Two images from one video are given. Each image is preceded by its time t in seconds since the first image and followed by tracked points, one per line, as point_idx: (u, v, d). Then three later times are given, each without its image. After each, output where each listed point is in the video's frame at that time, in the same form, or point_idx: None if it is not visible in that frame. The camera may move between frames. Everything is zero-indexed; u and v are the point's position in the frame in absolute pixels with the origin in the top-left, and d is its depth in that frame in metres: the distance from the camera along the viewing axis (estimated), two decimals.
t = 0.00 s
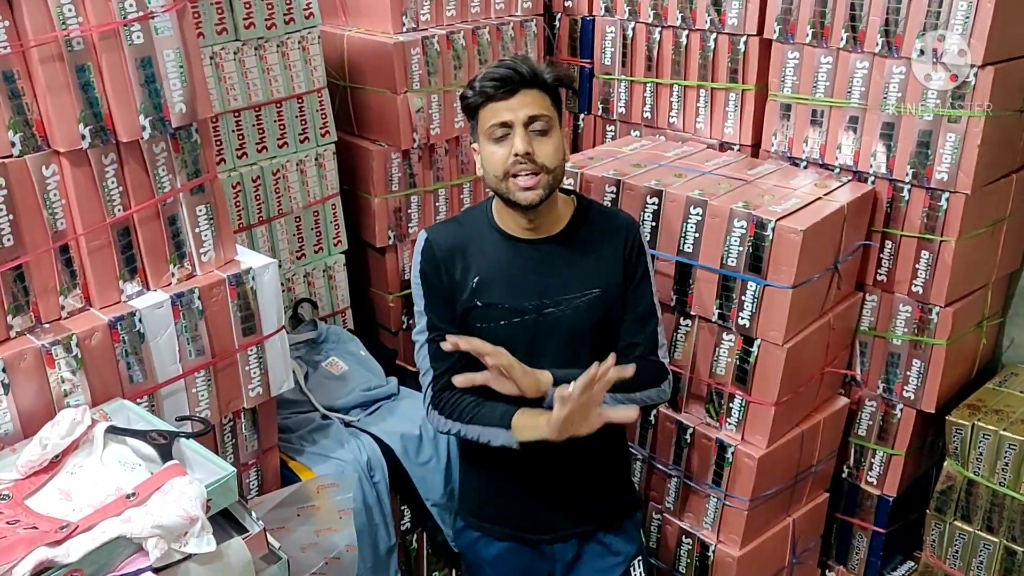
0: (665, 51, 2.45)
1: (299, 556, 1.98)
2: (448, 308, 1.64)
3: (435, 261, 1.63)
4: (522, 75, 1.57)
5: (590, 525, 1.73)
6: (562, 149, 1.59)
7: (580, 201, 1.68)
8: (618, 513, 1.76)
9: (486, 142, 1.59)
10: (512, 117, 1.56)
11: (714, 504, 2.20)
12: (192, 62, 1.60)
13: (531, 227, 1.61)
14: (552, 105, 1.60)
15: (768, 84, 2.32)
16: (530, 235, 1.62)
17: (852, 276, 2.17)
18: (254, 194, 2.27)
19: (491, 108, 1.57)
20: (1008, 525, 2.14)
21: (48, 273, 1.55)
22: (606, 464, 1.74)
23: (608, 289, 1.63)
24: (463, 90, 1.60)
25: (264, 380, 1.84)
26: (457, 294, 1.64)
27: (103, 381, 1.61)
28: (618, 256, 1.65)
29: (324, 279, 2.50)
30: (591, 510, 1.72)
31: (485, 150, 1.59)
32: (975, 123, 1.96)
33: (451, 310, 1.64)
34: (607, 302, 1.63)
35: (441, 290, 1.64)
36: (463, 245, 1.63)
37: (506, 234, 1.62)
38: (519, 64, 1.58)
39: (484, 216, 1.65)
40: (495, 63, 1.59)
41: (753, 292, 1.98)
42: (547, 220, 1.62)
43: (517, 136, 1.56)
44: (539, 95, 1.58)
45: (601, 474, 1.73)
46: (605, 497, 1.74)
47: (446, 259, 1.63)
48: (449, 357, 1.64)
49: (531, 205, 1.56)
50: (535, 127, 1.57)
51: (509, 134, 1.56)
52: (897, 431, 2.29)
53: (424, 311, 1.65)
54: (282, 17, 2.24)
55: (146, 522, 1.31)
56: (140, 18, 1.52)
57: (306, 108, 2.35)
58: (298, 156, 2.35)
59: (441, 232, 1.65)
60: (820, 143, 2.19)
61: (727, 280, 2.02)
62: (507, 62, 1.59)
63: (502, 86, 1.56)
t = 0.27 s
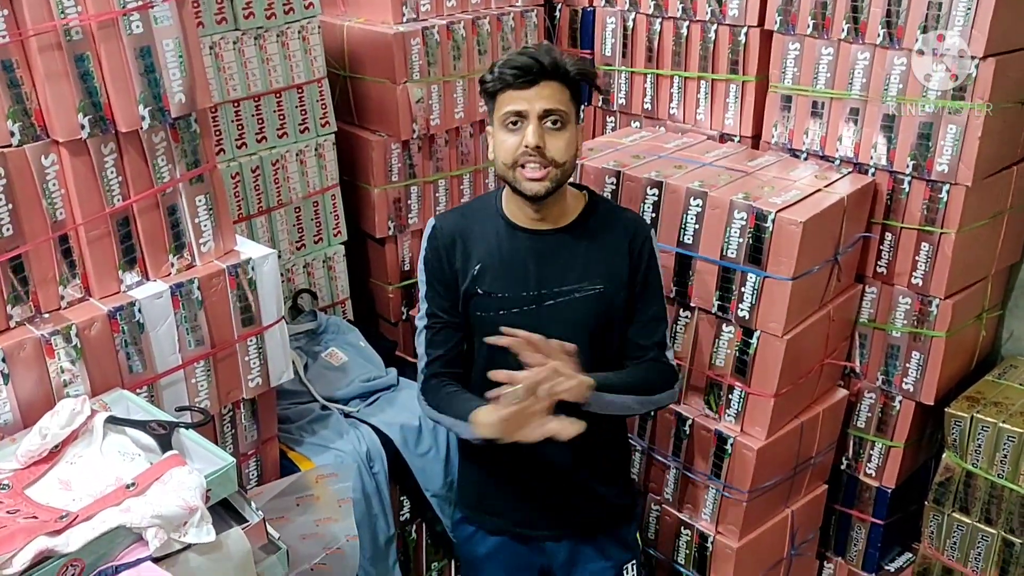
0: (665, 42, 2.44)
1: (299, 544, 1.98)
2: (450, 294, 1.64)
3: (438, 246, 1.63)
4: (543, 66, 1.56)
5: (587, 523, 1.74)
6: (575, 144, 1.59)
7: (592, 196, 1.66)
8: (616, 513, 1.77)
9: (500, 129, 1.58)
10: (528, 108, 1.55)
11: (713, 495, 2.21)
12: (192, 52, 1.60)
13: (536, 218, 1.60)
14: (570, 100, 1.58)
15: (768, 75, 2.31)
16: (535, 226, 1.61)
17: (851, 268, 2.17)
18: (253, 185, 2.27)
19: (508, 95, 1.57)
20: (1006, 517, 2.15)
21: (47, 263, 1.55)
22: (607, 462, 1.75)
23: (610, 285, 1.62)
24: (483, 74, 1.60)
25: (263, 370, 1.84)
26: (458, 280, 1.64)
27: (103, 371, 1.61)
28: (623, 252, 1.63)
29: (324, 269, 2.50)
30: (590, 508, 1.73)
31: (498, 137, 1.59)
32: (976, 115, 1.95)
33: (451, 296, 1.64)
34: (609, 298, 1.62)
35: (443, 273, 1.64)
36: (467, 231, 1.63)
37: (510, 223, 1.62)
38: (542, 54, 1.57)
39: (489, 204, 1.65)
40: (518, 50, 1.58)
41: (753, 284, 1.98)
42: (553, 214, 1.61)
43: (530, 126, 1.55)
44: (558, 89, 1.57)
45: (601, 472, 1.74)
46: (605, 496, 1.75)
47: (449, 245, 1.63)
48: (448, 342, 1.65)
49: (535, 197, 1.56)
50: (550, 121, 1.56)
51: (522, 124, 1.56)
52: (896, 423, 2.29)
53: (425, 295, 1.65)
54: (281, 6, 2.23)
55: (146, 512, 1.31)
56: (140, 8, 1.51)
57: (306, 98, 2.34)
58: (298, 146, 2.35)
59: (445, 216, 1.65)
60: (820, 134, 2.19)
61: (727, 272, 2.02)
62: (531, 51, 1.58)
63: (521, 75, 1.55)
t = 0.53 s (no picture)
0: (665, 29, 2.43)
1: (298, 531, 1.99)
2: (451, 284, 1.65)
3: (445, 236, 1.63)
4: (574, 49, 1.55)
5: (590, 519, 1.73)
6: (599, 133, 1.57)
7: (609, 193, 1.64)
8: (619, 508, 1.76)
9: (525, 110, 1.57)
10: (556, 90, 1.54)
11: (712, 482, 2.21)
12: (190, 37, 1.59)
13: (554, 206, 1.57)
14: (598, 88, 1.58)
15: (769, 62, 2.31)
16: (552, 216, 1.59)
17: (851, 255, 2.16)
18: (252, 171, 2.26)
19: (537, 76, 1.56)
20: (1004, 504, 2.15)
21: (45, 250, 1.55)
22: (614, 460, 1.73)
23: (626, 280, 1.59)
24: (514, 54, 1.60)
25: (263, 357, 1.84)
26: (469, 272, 1.62)
27: (102, 357, 1.61)
28: (639, 248, 1.61)
29: (323, 257, 2.49)
30: (593, 502, 1.73)
31: (523, 118, 1.58)
32: (977, 101, 1.95)
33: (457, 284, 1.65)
34: (624, 293, 1.59)
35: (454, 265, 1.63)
36: (478, 222, 1.61)
37: (525, 213, 1.59)
38: (574, 38, 1.56)
39: (503, 194, 1.63)
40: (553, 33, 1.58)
41: (752, 271, 1.98)
42: (570, 203, 1.58)
43: (556, 108, 1.54)
44: (588, 74, 1.56)
45: (609, 468, 1.73)
46: (609, 491, 1.74)
47: (460, 236, 1.62)
48: (427, 323, 1.69)
49: (556, 182, 1.53)
50: (577, 106, 1.55)
51: (549, 105, 1.55)
52: (895, 410, 2.30)
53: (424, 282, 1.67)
54: None
55: (145, 498, 1.31)
56: None
57: (305, 84, 2.33)
58: (297, 133, 2.34)
59: (459, 207, 1.63)
60: (820, 121, 2.18)
61: (727, 259, 2.01)
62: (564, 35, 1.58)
63: (553, 56, 1.55)
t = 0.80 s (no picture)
0: (666, 18, 2.42)
1: (297, 513, 1.99)
2: (458, 276, 1.66)
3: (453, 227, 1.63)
4: (596, 44, 1.55)
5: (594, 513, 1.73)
6: (614, 131, 1.57)
7: (618, 185, 1.64)
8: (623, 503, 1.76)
9: (542, 103, 1.57)
10: (576, 85, 1.54)
11: (711, 472, 2.22)
12: (189, 26, 1.58)
13: (566, 202, 1.57)
14: (616, 86, 1.58)
15: (769, 51, 2.30)
16: (563, 211, 1.59)
17: (851, 245, 2.16)
18: (251, 161, 2.26)
19: (556, 69, 1.55)
20: (1003, 494, 2.16)
21: (44, 240, 1.54)
22: (619, 456, 1.73)
23: (634, 274, 1.59)
24: (533, 44, 1.59)
25: (262, 347, 1.84)
26: (477, 263, 1.62)
27: (101, 347, 1.61)
28: (648, 243, 1.61)
29: (322, 246, 2.49)
30: (596, 498, 1.72)
31: (539, 110, 1.57)
32: (978, 91, 1.94)
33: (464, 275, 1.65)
34: (632, 287, 1.59)
35: (463, 257, 1.64)
36: (486, 214, 1.62)
37: (535, 206, 1.59)
38: (596, 34, 1.56)
39: (511, 186, 1.63)
40: (574, 26, 1.57)
41: (752, 262, 1.98)
42: (582, 199, 1.58)
43: (574, 103, 1.54)
44: (607, 70, 1.56)
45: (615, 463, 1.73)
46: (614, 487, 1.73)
47: (468, 227, 1.62)
48: (436, 313, 1.70)
49: (569, 179, 1.53)
50: (595, 102, 1.55)
51: (566, 100, 1.54)
52: (894, 400, 2.30)
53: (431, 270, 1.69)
54: None
55: (145, 488, 1.32)
56: None
57: (304, 73, 2.32)
58: (296, 122, 2.34)
59: (469, 199, 1.64)
60: (821, 111, 2.18)
61: (727, 249, 2.01)
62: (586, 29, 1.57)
63: (574, 50, 1.54)
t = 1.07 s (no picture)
0: (666, 12, 2.41)
1: (294, 506, 2.02)
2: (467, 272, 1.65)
3: (459, 222, 1.62)
4: (607, 45, 1.54)
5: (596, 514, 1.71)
6: (621, 134, 1.56)
7: (626, 182, 1.63)
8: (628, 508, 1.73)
9: (549, 101, 1.56)
10: (584, 85, 1.53)
11: (710, 466, 2.22)
12: (188, 19, 1.58)
13: (570, 202, 1.56)
14: (625, 89, 1.57)
15: (770, 45, 2.29)
16: (566, 209, 1.58)
17: (851, 240, 2.16)
18: (251, 155, 2.25)
19: (565, 67, 1.55)
20: (1002, 488, 2.16)
21: (43, 234, 1.54)
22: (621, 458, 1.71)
23: (639, 274, 1.58)
24: (544, 41, 1.58)
25: (261, 341, 1.84)
26: (482, 260, 1.61)
27: (100, 341, 1.61)
28: (653, 244, 1.60)
29: (321, 241, 2.49)
30: (599, 498, 1.70)
31: (546, 109, 1.56)
32: (978, 85, 1.94)
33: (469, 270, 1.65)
34: (636, 287, 1.58)
35: (469, 253, 1.62)
36: (492, 209, 1.60)
37: (540, 203, 1.58)
38: (608, 35, 1.55)
39: (518, 180, 1.62)
40: (587, 25, 1.56)
41: (752, 256, 1.98)
42: (586, 199, 1.57)
43: (582, 104, 1.53)
44: (616, 72, 1.55)
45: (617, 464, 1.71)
46: (618, 490, 1.71)
47: (475, 222, 1.61)
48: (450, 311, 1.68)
49: (572, 179, 1.52)
50: (602, 104, 1.54)
51: (574, 100, 1.54)
52: (893, 395, 2.30)
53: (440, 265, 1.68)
54: None
55: (145, 482, 1.32)
56: None
57: (304, 67, 2.32)
58: (295, 116, 2.33)
59: (475, 194, 1.63)
60: (821, 105, 2.17)
61: (726, 244, 2.01)
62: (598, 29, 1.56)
63: (585, 49, 1.54)
